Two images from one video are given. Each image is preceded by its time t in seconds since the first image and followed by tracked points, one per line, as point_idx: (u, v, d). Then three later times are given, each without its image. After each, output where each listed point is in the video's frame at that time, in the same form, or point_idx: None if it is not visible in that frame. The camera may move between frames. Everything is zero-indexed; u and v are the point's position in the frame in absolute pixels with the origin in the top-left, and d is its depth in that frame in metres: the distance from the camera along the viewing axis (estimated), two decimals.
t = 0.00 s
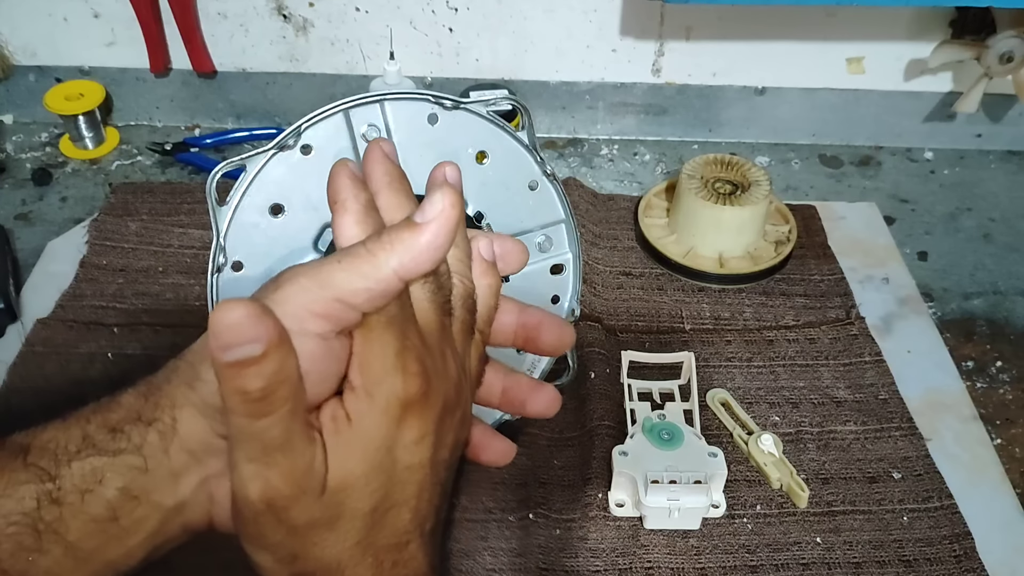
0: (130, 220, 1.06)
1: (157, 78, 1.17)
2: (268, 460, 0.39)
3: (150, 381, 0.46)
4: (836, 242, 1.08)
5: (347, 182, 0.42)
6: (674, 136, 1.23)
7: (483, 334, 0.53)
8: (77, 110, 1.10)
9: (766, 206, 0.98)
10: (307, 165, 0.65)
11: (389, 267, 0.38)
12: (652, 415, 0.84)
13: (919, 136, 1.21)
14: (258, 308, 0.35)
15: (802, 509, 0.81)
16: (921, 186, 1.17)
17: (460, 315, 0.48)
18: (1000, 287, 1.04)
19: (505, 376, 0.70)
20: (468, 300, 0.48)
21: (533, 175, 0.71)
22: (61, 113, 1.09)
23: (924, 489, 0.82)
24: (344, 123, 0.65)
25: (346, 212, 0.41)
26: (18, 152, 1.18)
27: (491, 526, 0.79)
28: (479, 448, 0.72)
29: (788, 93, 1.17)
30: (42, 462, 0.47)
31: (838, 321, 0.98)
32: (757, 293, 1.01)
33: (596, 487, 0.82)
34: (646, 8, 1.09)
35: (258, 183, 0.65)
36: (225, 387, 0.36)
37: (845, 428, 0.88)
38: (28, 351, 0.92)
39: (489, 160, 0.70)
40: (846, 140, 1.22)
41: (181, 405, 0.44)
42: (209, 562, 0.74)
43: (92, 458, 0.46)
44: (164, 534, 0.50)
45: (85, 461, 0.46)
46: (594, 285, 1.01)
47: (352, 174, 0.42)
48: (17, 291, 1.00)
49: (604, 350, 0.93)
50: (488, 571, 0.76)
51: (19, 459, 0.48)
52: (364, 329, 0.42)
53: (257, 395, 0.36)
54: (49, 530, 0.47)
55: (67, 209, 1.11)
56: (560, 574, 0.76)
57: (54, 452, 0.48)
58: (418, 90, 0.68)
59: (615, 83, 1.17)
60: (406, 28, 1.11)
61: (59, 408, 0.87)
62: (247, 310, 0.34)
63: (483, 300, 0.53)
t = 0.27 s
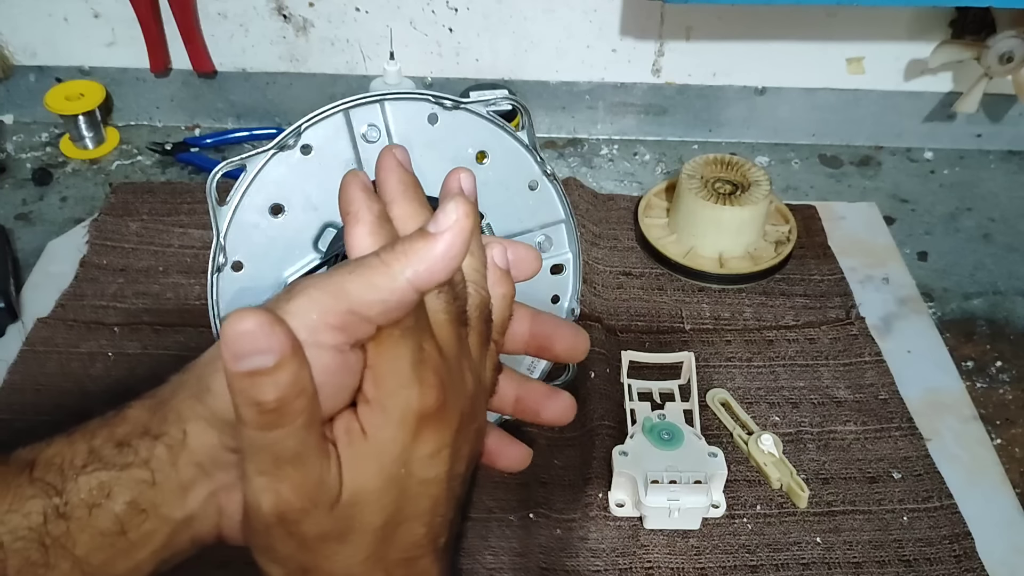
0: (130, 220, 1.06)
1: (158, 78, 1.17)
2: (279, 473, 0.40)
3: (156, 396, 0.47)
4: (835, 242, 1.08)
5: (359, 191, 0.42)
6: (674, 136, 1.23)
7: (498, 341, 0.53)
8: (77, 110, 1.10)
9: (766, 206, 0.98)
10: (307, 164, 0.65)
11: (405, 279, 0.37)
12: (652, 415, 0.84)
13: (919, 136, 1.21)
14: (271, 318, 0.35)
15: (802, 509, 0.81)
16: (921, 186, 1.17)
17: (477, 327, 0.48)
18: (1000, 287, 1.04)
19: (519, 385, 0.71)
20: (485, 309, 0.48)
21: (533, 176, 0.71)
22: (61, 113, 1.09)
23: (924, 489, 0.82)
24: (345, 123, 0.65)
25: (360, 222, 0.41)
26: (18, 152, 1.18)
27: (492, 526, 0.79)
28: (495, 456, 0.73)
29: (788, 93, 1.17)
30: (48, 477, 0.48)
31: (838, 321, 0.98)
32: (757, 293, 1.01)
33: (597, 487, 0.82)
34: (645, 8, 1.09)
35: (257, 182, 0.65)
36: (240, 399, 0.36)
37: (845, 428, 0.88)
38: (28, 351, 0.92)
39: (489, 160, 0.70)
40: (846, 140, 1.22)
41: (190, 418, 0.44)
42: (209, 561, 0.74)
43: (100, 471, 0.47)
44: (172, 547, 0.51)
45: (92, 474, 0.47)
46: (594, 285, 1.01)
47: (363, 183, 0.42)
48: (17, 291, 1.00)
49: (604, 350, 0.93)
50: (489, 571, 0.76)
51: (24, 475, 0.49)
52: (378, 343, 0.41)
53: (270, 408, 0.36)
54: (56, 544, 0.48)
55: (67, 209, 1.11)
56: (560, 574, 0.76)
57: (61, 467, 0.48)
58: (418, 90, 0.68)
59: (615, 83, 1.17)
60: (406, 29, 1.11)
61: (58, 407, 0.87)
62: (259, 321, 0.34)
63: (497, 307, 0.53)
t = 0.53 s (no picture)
0: (130, 220, 1.06)
1: (158, 78, 1.17)
2: (303, 480, 0.39)
3: (179, 398, 0.46)
4: (835, 242, 1.08)
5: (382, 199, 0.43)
6: (674, 136, 1.23)
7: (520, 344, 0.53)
8: (77, 110, 1.10)
9: (766, 206, 0.99)
10: (307, 164, 0.65)
11: (429, 284, 0.38)
12: (652, 415, 0.84)
13: (918, 136, 1.21)
14: (293, 320, 0.35)
15: (802, 509, 0.81)
16: (921, 185, 1.17)
17: (499, 328, 0.48)
18: (1000, 287, 1.04)
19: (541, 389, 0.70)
20: (506, 310, 0.48)
21: (533, 176, 0.71)
22: (61, 113, 1.09)
23: (924, 489, 0.82)
24: (344, 123, 0.66)
25: (382, 228, 0.42)
26: (18, 152, 1.18)
27: (492, 526, 0.79)
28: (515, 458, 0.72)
29: (788, 93, 1.17)
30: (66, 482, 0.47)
31: (838, 321, 0.98)
32: (757, 293, 1.01)
33: (597, 488, 0.82)
34: (645, 8, 1.09)
35: (257, 182, 0.65)
36: (261, 402, 0.36)
37: (845, 428, 0.88)
38: (28, 351, 0.92)
39: (489, 160, 0.70)
40: (846, 140, 1.22)
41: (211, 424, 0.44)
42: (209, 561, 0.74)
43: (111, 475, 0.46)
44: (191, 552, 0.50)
45: (111, 480, 0.46)
46: (594, 285, 1.01)
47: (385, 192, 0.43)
48: (17, 291, 1.00)
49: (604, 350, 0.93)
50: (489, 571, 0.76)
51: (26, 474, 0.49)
52: (401, 348, 0.42)
53: (291, 411, 0.36)
54: (73, 550, 0.47)
55: (67, 209, 1.11)
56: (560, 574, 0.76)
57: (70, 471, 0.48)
58: (418, 90, 0.68)
59: (615, 82, 1.17)
60: (406, 29, 1.11)
61: (58, 408, 0.87)
62: (282, 322, 0.35)
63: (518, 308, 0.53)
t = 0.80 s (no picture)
0: (130, 219, 1.06)
1: (158, 78, 1.17)
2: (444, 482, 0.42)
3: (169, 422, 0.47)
4: (836, 242, 1.08)
5: (195, 152, 0.46)
6: (674, 136, 1.23)
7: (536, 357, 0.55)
8: (77, 110, 1.10)
9: (766, 206, 0.98)
10: (307, 164, 0.66)
11: (561, 292, 0.41)
12: (652, 415, 0.84)
13: (919, 136, 1.21)
14: (528, 316, 0.40)
15: (802, 509, 0.81)
16: (921, 185, 1.17)
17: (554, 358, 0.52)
18: (1000, 288, 1.04)
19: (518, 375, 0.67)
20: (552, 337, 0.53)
21: (533, 176, 0.71)
22: (61, 113, 1.09)
23: (924, 489, 0.82)
24: (345, 123, 0.66)
25: (210, 178, 0.47)
26: (18, 152, 1.18)
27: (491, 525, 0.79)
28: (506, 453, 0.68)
29: (788, 93, 1.17)
30: (33, 485, 0.55)
31: (838, 321, 0.98)
32: (757, 293, 1.01)
33: (596, 487, 0.82)
34: (645, 8, 1.09)
35: (258, 183, 0.65)
36: (481, 373, 0.41)
37: (845, 428, 0.88)
38: (28, 351, 0.92)
39: (489, 160, 0.70)
40: (847, 140, 1.22)
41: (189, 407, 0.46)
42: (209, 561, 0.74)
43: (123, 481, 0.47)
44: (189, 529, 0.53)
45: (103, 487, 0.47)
46: (594, 285, 1.01)
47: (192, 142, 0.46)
48: (17, 291, 1.00)
49: (604, 350, 0.93)
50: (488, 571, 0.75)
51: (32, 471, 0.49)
52: (499, 379, 0.41)
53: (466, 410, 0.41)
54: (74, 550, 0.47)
55: (67, 209, 1.11)
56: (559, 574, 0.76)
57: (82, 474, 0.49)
58: (418, 90, 0.68)
59: (615, 83, 1.17)
60: (406, 29, 1.11)
61: (58, 408, 0.87)
62: (520, 319, 0.40)
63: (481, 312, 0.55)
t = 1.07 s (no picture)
0: (130, 219, 1.06)
1: (158, 78, 1.17)
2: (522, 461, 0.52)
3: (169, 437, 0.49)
4: (836, 242, 1.08)
5: (151, 161, 0.53)
6: (674, 136, 1.23)
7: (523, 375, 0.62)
8: (77, 110, 1.10)
9: (766, 206, 0.98)
10: (307, 164, 0.66)
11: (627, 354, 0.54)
12: (652, 414, 0.84)
13: (919, 136, 1.21)
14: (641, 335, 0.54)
15: (802, 509, 0.81)
16: (921, 185, 1.17)
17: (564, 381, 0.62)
18: (1000, 287, 1.04)
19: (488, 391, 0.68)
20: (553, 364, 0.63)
21: (533, 176, 0.71)
22: (61, 113, 1.09)
23: (924, 489, 0.82)
24: (345, 122, 0.66)
25: (168, 182, 0.53)
26: (18, 152, 1.18)
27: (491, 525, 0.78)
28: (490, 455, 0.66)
29: (788, 93, 1.17)
30: (37, 483, 0.58)
31: (838, 321, 0.98)
32: (757, 293, 1.01)
33: (596, 487, 0.82)
34: (645, 7, 1.08)
35: (258, 183, 0.65)
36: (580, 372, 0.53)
37: (845, 428, 0.88)
38: (28, 351, 0.92)
39: (489, 160, 0.70)
40: (847, 140, 1.22)
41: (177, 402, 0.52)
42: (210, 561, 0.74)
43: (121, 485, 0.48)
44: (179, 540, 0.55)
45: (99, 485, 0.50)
46: (594, 285, 1.01)
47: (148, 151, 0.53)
48: (18, 291, 1.00)
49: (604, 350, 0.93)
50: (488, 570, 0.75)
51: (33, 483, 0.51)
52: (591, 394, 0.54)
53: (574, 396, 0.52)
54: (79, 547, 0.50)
55: (67, 209, 1.11)
56: (559, 573, 0.76)
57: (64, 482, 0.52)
58: (418, 90, 0.68)
59: (615, 82, 1.17)
60: (406, 29, 1.11)
61: (58, 408, 0.87)
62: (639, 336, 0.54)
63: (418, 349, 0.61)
